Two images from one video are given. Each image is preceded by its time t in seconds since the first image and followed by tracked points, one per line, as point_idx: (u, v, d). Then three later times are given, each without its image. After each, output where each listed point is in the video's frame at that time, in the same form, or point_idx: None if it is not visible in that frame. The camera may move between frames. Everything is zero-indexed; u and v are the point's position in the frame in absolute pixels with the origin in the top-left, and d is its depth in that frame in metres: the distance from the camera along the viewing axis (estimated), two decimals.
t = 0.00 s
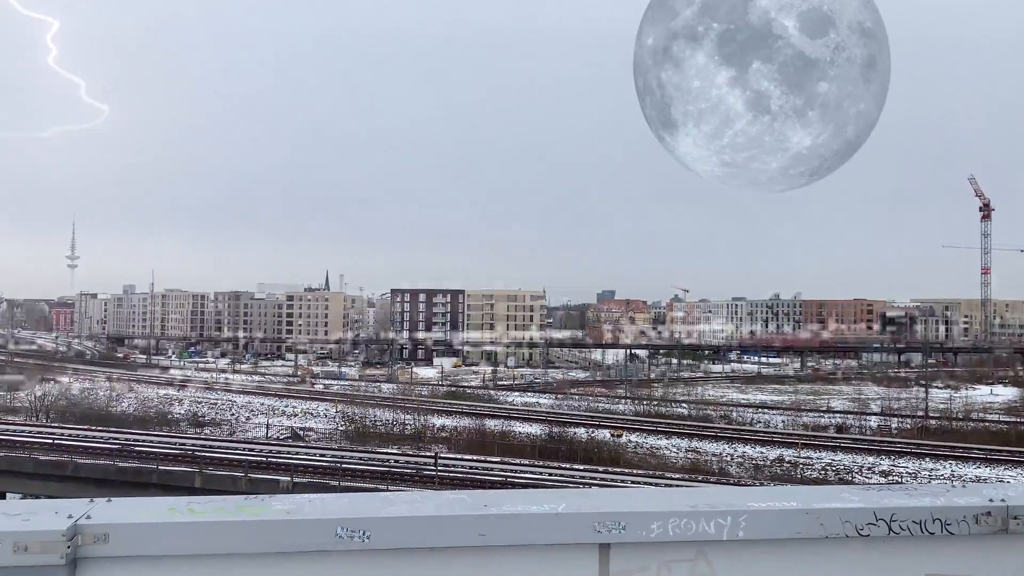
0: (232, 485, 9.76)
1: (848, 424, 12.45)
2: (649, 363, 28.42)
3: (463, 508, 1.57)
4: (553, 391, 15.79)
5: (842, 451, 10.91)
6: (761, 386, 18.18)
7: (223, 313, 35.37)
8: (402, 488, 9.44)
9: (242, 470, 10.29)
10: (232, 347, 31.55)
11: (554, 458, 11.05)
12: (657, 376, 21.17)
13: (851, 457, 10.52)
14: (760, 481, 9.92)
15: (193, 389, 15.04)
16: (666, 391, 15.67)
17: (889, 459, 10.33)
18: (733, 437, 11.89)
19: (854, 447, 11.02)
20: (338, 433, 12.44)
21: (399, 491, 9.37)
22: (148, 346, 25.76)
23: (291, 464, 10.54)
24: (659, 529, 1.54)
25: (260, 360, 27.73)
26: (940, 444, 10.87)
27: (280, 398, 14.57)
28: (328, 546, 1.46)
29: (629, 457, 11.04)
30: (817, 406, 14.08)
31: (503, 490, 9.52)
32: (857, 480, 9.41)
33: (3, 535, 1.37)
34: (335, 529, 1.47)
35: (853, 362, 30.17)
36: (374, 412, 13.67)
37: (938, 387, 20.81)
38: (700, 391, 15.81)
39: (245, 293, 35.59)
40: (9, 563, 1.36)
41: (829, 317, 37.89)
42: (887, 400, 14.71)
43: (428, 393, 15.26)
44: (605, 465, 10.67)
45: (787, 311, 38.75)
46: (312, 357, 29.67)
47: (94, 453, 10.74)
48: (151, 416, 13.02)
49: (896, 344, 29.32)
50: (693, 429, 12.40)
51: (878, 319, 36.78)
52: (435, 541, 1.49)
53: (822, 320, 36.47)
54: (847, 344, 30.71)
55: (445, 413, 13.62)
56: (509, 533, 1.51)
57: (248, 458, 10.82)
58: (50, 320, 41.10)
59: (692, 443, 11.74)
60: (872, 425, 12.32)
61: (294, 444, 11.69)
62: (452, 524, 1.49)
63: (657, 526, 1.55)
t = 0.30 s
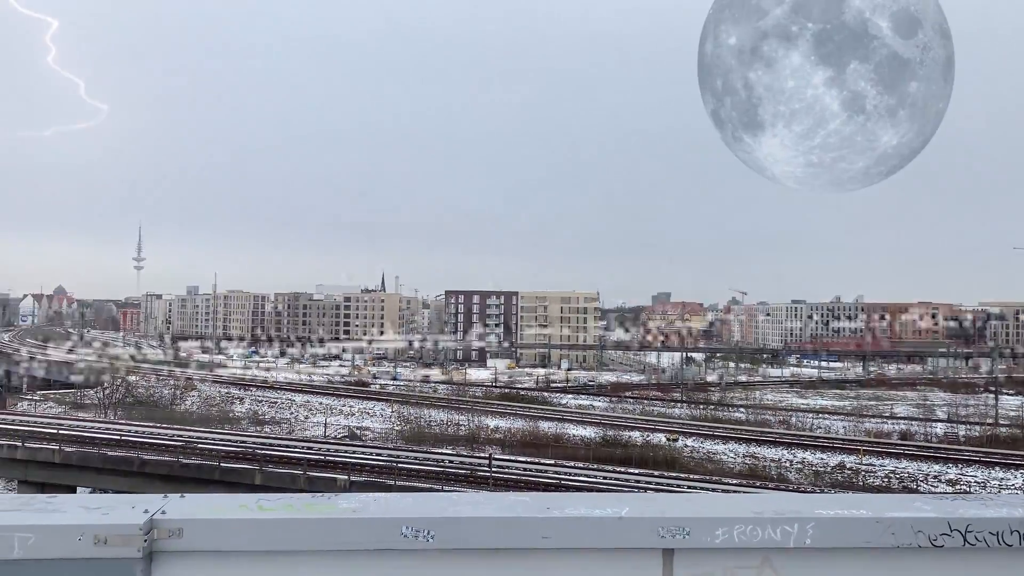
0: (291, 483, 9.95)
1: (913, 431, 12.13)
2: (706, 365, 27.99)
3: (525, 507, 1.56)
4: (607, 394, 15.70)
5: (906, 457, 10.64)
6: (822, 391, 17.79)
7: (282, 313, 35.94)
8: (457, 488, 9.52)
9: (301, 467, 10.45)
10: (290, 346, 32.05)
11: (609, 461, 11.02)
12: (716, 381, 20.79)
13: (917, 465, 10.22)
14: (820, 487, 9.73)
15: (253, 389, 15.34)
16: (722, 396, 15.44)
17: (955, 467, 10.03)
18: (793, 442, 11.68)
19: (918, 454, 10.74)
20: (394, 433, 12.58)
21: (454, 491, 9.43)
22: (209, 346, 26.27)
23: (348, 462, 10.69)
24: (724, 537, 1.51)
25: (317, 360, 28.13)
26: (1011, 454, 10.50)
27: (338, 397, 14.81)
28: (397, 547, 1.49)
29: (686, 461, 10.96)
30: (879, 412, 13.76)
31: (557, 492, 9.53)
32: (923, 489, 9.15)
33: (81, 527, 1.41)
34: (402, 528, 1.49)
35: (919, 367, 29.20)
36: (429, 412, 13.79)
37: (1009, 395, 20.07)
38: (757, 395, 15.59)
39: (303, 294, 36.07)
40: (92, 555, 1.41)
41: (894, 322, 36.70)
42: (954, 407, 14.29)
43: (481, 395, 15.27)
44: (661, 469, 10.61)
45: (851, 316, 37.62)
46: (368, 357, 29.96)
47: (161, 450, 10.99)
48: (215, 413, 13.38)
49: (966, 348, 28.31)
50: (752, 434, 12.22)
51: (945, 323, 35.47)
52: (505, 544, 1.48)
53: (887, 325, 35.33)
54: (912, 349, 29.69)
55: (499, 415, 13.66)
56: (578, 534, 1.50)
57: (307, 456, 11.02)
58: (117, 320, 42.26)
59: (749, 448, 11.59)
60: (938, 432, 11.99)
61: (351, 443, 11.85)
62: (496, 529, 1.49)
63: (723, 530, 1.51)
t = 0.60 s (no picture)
0: (341, 483, 10.07)
1: (971, 438, 11.80)
2: (755, 369, 27.55)
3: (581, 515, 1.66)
4: (655, 399, 15.57)
5: (964, 465, 10.36)
6: (877, 397, 17.39)
7: (332, 316, 36.45)
8: (504, 490, 9.53)
9: (351, 467, 10.57)
10: (339, 348, 32.48)
11: (657, 466, 10.94)
12: (767, 385, 20.45)
13: (975, 473, 9.96)
14: (873, 494, 9.54)
15: (303, 389, 15.58)
16: (772, 401, 15.21)
17: (1016, 476, 9.74)
18: (845, 449, 11.47)
19: (977, 462, 10.45)
20: (441, 434, 12.68)
21: (501, 494, 9.47)
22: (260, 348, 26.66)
23: (396, 463, 10.78)
24: (782, 544, 1.59)
25: (365, 361, 28.45)
26: None
27: (385, 399, 14.94)
28: (455, 548, 1.58)
29: (735, 466, 10.84)
30: (936, 419, 13.40)
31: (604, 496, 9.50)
32: (981, 497, 8.91)
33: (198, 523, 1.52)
34: (459, 531, 1.59)
35: (977, 372, 28.32)
36: (476, 414, 13.85)
37: None
38: (808, 400, 15.34)
39: (350, 296, 36.39)
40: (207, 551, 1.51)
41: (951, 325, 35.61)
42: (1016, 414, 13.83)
43: (527, 397, 15.21)
44: (709, 474, 10.51)
45: (906, 321, 36.57)
46: (416, 359, 30.20)
47: (215, 449, 11.20)
48: (266, 413, 13.61)
49: None
50: (803, 440, 12.04)
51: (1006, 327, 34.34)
52: (557, 548, 1.57)
53: (944, 328, 34.32)
54: (970, 353, 28.79)
55: (545, 418, 13.65)
56: (625, 540, 1.59)
57: (356, 456, 11.14)
58: (173, 321, 43.36)
59: (800, 454, 11.42)
60: (998, 440, 11.64)
61: (399, 444, 11.98)
62: (548, 532, 1.57)
63: (783, 538, 1.60)
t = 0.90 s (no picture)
0: (402, 484, 10.10)
1: None
2: (821, 372, 26.89)
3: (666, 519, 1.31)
4: (717, 404, 15.34)
5: None
6: (951, 404, 16.80)
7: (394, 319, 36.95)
8: (567, 495, 9.46)
9: (412, 469, 10.59)
10: (400, 350, 32.92)
11: (721, 472, 10.76)
12: (835, 391, 19.92)
13: None
14: (948, 505, 9.23)
15: (365, 390, 15.80)
16: (840, 407, 14.85)
17: None
18: (916, 457, 11.14)
19: None
20: (500, 436, 12.72)
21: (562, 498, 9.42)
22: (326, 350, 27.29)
23: (457, 466, 10.79)
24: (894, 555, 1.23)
25: (426, 363, 28.80)
26: None
27: (445, 401, 15.01)
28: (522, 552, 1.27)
29: (801, 474, 10.61)
30: (1014, 428, 12.88)
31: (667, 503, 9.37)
32: None
33: (236, 520, 1.25)
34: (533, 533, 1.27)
35: None
36: (536, 418, 13.84)
37: None
38: (877, 407, 14.94)
39: (411, 300, 36.99)
40: (244, 551, 1.23)
41: None
42: None
43: (588, 401, 15.22)
44: (775, 482, 10.30)
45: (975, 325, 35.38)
46: (475, 361, 30.37)
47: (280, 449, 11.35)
48: (329, 414, 13.80)
49: None
50: (871, 448, 11.72)
51: None
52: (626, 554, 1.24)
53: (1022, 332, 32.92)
54: None
55: (605, 422, 13.59)
56: (736, 546, 1.25)
57: (417, 458, 11.17)
58: (241, 324, 44.56)
59: (869, 462, 11.12)
60: None
61: (460, 446, 12.01)
62: (643, 538, 1.25)
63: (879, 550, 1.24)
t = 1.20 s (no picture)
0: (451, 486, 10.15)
1: None
2: (879, 377, 26.16)
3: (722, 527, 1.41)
4: (771, 408, 15.09)
5: None
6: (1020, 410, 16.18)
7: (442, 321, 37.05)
8: (617, 499, 9.42)
9: (461, 471, 10.64)
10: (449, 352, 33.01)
11: (773, 478, 10.62)
12: (896, 396, 19.35)
13: None
14: (1011, 515, 8.95)
15: (415, 392, 15.95)
16: (899, 412, 14.49)
17: None
18: (978, 464, 10.83)
19: None
20: (549, 439, 12.73)
21: (612, 501, 9.39)
22: (376, 351, 27.53)
23: (505, 468, 10.82)
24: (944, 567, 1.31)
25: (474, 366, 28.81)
26: None
27: (495, 403, 15.07)
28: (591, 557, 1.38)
29: (856, 481, 10.43)
30: None
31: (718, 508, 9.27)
32: None
33: (299, 524, 1.36)
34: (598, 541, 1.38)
35: None
36: (585, 421, 13.81)
37: None
38: (938, 413, 14.55)
39: (459, 302, 37.07)
40: (313, 551, 1.35)
41: None
42: None
43: (639, 405, 15.10)
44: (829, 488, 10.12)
45: None
46: (523, 364, 30.29)
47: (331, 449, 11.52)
48: (380, 415, 13.99)
49: None
50: (930, 454, 11.44)
51: None
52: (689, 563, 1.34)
53: None
54: None
55: (655, 426, 13.50)
56: (775, 557, 1.35)
57: (466, 460, 11.23)
58: (293, 326, 45.13)
59: (927, 469, 10.85)
60: None
61: (508, 448, 12.06)
62: (701, 546, 1.35)
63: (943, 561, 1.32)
